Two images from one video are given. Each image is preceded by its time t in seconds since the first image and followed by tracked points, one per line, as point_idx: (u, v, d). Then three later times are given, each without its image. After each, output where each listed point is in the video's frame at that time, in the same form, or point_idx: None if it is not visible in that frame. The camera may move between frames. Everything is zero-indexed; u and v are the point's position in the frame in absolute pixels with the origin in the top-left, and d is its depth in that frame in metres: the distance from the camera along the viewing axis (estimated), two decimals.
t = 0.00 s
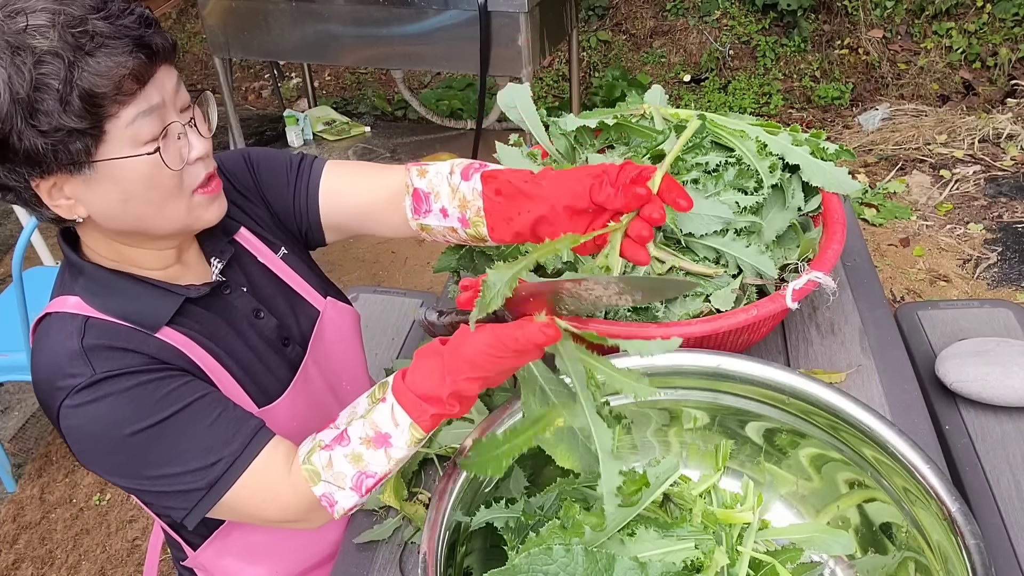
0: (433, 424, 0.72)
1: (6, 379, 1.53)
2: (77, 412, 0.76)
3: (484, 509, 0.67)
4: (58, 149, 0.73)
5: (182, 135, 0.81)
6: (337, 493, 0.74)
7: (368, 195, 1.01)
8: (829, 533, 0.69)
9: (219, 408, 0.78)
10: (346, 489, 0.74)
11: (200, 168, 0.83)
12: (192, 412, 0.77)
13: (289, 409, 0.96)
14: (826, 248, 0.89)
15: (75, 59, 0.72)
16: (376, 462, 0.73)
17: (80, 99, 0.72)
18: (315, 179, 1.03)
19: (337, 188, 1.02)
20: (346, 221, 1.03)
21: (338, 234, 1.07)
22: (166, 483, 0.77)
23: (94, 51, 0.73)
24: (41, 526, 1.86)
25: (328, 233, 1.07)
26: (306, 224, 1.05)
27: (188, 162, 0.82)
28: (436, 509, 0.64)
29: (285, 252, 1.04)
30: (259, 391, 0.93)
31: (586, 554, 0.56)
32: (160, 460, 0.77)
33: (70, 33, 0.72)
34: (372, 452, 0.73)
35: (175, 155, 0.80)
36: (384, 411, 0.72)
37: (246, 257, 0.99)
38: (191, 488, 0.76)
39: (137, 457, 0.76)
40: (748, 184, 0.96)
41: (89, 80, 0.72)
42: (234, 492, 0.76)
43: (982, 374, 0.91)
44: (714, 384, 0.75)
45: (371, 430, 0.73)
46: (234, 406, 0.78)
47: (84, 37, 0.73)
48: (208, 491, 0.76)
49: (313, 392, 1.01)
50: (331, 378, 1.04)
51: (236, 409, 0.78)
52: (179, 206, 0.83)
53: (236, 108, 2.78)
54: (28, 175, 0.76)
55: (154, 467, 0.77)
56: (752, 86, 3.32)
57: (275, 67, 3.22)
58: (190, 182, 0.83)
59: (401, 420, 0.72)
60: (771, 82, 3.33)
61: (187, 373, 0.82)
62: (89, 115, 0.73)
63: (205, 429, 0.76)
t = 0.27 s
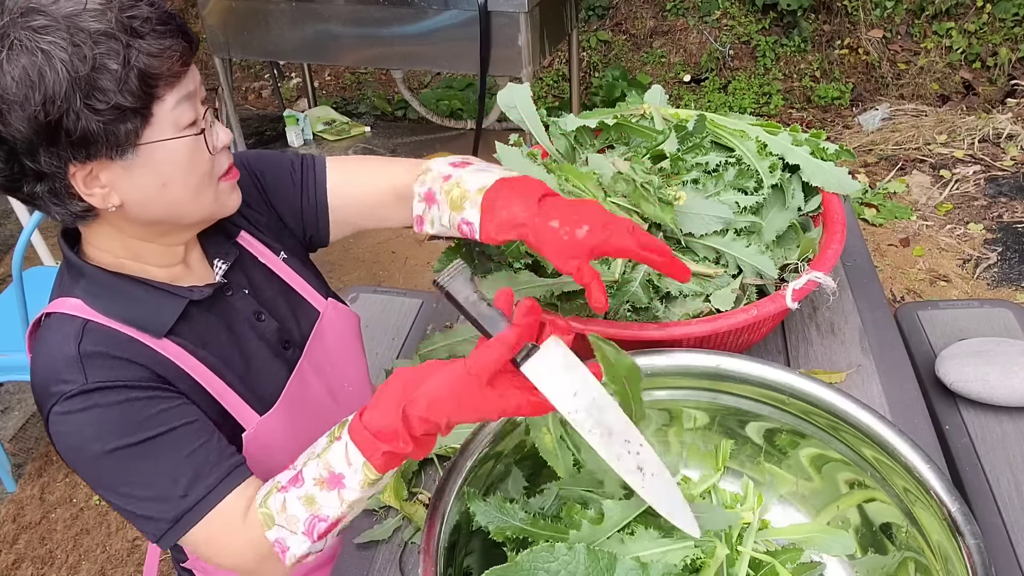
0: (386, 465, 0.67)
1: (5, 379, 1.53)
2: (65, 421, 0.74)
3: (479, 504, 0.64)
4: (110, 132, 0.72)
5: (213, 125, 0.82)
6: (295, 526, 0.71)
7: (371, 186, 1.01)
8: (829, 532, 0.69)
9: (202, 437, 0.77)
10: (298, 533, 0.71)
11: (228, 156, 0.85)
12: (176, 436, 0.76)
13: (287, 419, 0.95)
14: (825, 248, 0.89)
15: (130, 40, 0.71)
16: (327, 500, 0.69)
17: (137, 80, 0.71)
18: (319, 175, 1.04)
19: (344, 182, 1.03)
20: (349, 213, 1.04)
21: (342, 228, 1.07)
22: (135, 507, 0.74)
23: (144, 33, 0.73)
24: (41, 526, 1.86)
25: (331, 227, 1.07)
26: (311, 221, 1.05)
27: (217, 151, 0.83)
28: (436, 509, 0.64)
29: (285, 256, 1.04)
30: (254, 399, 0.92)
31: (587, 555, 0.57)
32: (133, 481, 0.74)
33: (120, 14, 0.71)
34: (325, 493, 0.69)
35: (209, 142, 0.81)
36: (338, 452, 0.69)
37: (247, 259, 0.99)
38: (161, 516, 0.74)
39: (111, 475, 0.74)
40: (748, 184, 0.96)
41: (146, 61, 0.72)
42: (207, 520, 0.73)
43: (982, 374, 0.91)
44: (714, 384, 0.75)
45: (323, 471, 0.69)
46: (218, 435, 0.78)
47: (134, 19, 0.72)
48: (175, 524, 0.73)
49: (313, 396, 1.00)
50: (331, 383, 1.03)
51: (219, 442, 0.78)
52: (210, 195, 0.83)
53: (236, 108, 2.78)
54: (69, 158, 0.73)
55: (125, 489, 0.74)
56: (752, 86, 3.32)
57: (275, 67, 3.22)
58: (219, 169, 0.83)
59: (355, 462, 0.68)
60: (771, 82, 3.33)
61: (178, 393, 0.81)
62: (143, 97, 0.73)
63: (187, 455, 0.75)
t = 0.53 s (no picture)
0: (302, 518, 0.68)
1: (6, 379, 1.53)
2: (68, 398, 0.74)
3: (479, 503, 0.63)
4: (156, 129, 0.73)
5: (245, 118, 0.84)
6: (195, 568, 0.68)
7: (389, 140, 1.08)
8: (829, 533, 0.69)
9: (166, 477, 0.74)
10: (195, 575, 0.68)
11: (258, 148, 0.86)
12: (150, 462, 0.74)
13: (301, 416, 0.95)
14: (825, 248, 0.89)
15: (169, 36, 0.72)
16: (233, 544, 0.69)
17: (180, 75, 0.73)
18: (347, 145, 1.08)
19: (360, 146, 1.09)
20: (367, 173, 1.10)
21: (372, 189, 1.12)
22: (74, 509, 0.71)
23: (179, 28, 0.74)
24: (41, 526, 1.86)
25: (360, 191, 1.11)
26: (345, 188, 1.09)
27: (251, 142, 0.84)
28: (436, 509, 0.64)
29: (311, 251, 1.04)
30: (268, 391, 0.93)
31: (589, 555, 0.56)
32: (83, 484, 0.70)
33: (158, 11, 0.72)
34: (233, 537, 0.69)
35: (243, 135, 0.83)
36: (258, 498, 0.70)
37: (276, 253, 0.99)
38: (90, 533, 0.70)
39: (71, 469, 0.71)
40: (748, 184, 0.96)
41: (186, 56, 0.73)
42: (137, 545, 0.70)
43: (982, 373, 0.91)
44: (714, 384, 0.75)
45: (236, 514, 0.69)
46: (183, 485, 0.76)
47: (169, 15, 0.73)
48: (95, 545, 0.69)
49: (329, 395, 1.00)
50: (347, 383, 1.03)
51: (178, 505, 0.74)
52: (245, 185, 0.84)
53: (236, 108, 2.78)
54: (115, 158, 0.74)
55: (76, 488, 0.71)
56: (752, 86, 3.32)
57: (275, 67, 3.22)
58: (251, 160, 0.85)
59: (271, 508, 0.69)
60: (771, 82, 3.33)
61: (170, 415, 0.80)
62: (184, 91, 0.74)
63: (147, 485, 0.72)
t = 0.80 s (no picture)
0: (268, 526, 0.69)
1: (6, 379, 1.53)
2: (98, 368, 0.74)
3: (478, 501, 0.64)
4: (196, 124, 0.73)
5: (285, 105, 0.82)
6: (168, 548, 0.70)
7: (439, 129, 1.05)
8: (829, 533, 0.69)
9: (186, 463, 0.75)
10: (166, 552, 0.70)
11: (297, 133, 0.85)
12: (175, 449, 0.75)
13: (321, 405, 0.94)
14: (825, 248, 0.89)
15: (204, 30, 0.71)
16: (207, 532, 0.70)
17: (216, 71, 0.72)
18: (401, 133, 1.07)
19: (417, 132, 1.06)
20: (422, 162, 1.08)
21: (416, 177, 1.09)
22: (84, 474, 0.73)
23: (216, 22, 0.73)
24: (41, 526, 1.86)
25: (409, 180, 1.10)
26: (392, 178, 1.08)
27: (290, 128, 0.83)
28: (435, 510, 0.64)
29: (348, 244, 1.02)
30: (294, 367, 0.91)
31: (589, 554, 0.57)
32: (102, 454, 0.72)
33: (192, 5, 0.71)
34: (208, 524, 0.70)
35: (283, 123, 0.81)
36: (236, 495, 0.71)
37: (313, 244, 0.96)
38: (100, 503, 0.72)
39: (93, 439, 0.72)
40: (748, 184, 0.96)
41: (221, 50, 0.72)
42: (118, 526, 0.71)
43: (982, 373, 0.91)
44: (714, 384, 0.75)
45: (217, 503, 0.71)
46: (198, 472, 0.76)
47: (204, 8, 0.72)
48: (102, 513, 0.72)
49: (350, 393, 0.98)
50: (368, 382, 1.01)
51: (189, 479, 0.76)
52: (287, 170, 0.83)
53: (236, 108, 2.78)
54: (158, 152, 0.74)
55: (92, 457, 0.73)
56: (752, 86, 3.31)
57: (275, 67, 3.22)
58: (291, 146, 0.83)
59: (245, 510, 0.70)
60: (771, 82, 3.33)
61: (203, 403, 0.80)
62: (221, 86, 0.73)
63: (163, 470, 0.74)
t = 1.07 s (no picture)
0: (258, 530, 0.72)
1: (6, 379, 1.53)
2: (93, 370, 0.75)
3: (478, 502, 0.63)
4: (187, 123, 0.73)
5: (281, 105, 0.82)
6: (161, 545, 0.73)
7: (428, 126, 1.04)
8: (830, 533, 0.69)
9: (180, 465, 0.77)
10: (159, 550, 0.73)
11: (294, 134, 0.85)
12: (167, 451, 0.75)
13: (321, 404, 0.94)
14: (825, 247, 0.89)
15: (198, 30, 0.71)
16: (199, 531, 0.72)
17: (209, 70, 0.72)
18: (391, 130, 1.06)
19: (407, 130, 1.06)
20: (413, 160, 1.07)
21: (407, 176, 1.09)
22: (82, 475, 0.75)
23: (211, 21, 0.72)
24: (41, 526, 1.86)
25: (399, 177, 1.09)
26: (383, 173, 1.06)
27: (285, 129, 0.83)
28: (435, 510, 0.64)
29: (345, 244, 1.02)
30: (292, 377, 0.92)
31: (589, 554, 0.57)
32: (98, 458, 0.74)
33: (186, 4, 0.71)
34: (201, 524, 0.73)
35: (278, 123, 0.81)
36: (229, 497, 0.74)
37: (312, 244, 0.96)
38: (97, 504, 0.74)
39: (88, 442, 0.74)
40: (746, 185, 0.97)
41: (215, 50, 0.72)
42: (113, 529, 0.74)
43: (982, 373, 0.91)
44: (714, 384, 0.75)
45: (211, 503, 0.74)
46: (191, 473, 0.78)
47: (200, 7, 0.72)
48: (97, 514, 0.74)
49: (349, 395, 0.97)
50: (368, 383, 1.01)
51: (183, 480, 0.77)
52: (282, 171, 0.83)
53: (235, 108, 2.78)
54: (149, 149, 0.74)
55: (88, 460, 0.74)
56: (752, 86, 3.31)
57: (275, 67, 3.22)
58: (287, 148, 0.83)
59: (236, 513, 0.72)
60: (771, 82, 3.33)
61: (201, 404, 0.80)
62: (214, 86, 0.73)
63: (157, 472, 0.75)
